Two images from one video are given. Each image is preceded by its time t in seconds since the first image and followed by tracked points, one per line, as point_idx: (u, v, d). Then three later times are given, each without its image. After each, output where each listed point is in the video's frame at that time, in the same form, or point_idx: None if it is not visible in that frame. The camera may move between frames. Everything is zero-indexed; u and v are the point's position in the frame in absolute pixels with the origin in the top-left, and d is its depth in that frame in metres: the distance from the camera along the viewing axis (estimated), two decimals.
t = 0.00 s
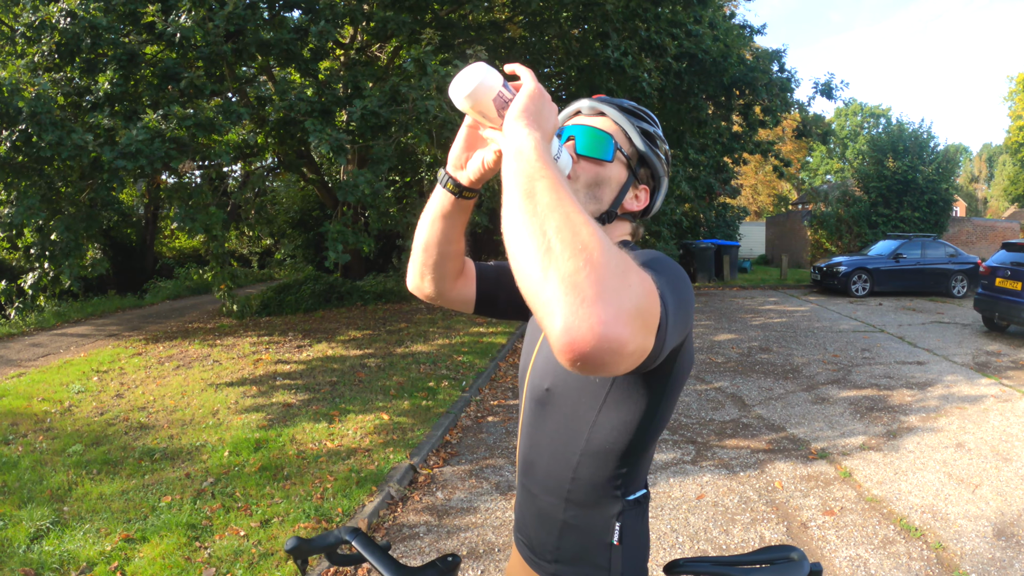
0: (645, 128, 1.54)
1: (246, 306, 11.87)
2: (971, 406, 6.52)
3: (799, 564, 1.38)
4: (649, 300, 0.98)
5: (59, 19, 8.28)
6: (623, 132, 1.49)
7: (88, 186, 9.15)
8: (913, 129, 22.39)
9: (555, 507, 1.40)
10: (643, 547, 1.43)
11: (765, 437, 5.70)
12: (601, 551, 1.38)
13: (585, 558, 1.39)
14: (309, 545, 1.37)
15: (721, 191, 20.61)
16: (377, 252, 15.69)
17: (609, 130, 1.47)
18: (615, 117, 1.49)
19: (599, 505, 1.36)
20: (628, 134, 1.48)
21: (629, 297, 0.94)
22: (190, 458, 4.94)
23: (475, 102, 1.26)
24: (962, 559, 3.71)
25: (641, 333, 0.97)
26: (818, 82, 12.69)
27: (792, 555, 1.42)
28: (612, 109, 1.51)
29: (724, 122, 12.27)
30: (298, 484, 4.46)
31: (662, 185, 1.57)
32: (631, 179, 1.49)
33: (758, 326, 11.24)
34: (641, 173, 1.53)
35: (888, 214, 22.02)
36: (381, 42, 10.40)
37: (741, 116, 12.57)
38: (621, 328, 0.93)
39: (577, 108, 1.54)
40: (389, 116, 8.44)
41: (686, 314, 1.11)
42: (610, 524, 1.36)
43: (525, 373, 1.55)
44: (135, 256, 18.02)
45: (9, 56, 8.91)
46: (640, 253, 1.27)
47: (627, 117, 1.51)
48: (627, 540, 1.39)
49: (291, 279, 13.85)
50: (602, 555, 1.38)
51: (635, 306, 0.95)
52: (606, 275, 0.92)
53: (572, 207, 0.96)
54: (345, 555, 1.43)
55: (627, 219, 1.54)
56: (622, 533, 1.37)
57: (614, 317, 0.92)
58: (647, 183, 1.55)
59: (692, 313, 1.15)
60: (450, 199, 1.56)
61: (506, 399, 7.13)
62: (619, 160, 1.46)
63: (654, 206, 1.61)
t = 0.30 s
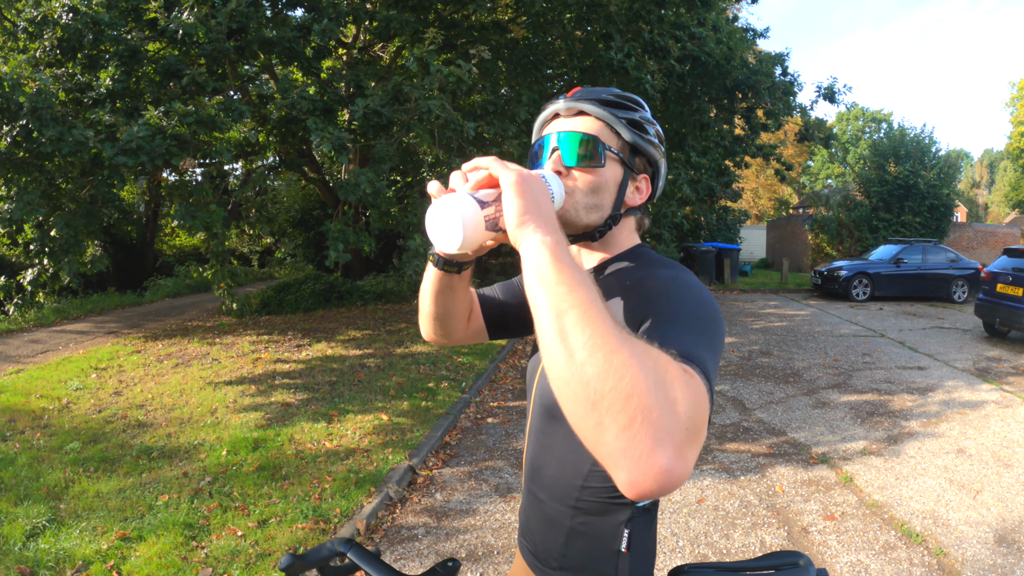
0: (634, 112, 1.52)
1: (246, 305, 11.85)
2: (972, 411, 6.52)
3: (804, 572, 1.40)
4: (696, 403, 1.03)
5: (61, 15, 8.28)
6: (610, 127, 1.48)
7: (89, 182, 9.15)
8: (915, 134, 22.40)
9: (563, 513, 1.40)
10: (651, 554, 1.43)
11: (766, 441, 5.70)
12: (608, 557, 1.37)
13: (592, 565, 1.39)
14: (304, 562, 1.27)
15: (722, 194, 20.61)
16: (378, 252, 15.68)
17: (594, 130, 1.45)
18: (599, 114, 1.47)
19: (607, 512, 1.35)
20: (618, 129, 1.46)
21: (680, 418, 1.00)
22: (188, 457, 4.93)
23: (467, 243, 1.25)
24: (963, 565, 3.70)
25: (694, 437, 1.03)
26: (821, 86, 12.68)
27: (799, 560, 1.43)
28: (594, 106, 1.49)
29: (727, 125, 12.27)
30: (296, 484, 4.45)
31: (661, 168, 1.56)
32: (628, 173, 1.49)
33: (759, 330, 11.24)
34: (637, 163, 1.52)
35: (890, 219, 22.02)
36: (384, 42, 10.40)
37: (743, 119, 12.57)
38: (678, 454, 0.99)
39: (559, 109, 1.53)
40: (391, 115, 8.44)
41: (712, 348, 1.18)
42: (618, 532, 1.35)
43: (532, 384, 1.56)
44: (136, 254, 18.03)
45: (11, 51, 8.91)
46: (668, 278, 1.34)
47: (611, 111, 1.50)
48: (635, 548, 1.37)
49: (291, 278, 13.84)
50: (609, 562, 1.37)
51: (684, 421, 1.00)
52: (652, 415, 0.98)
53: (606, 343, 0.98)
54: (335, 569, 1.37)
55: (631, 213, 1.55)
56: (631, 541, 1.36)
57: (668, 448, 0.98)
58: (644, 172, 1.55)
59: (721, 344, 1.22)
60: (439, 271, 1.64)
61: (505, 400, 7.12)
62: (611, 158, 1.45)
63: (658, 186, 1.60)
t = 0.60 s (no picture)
0: (588, 100, 1.47)
1: (248, 303, 11.86)
2: (975, 411, 6.49)
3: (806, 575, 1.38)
4: (703, 495, 1.08)
5: (61, 13, 8.29)
6: (579, 137, 1.46)
7: (90, 181, 9.17)
8: (919, 132, 22.33)
9: (565, 521, 1.41)
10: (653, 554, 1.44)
11: (768, 441, 5.68)
12: (613, 564, 1.39)
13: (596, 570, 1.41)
14: None
15: (724, 193, 20.59)
16: (380, 251, 15.68)
17: (565, 152, 1.45)
18: (562, 130, 1.43)
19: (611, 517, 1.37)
20: (590, 137, 1.45)
21: (688, 522, 1.06)
22: (188, 455, 4.94)
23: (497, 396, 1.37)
24: (966, 567, 3.68)
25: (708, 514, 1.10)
26: (824, 84, 12.64)
27: (801, 565, 1.42)
28: (552, 120, 1.44)
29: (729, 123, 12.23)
30: (296, 484, 4.45)
31: (636, 143, 1.55)
32: (611, 173, 1.50)
33: (761, 329, 11.21)
34: (614, 156, 1.52)
35: (893, 218, 21.96)
36: (385, 40, 10.39)
37: (746, 117, 12.54)
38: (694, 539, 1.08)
39: (516, 136, 1.48)
40: (392, 113, 8.42)
41: (733, 368, 1.21)
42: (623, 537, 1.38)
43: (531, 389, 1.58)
44: (138, 252, 18.07)
45: (12, 50, 8.92)
46: (683, 286, 1.34)
47: (569, 117, 1.45)
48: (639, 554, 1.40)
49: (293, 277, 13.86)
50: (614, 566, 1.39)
51: (693, 518, 1.07)
52: (661, 529, 1.06)
53: (605, 487, 1.03)
54: None
55: (628, 205, 1.59)
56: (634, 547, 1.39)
57: (682, 545, 1.07)
58: (622, 160, 1.55)
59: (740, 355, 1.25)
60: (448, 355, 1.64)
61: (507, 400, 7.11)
62: (590, 171, 1.46)
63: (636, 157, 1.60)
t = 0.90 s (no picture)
0: (584, 91, 1.48)
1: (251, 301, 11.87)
2: (979, 408, 6.48)
3: (811, 571, 1.40)
4: (729, 505, 1.10)
5: (64, 12, 8.32)
6: (579, 131, 1.47)
7: (93, 179, 9.19)
8: (922, 129, 22.28)
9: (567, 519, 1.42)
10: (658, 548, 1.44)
11: (771, 438, 5.68)
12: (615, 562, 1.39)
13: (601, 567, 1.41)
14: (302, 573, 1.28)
15: (727, 190, 20.57)
16: (382, 249, 15.69)
17: (568, 147, 1.45)
18: (563, 124, 1.44)
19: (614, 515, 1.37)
20: (592, 130, 1.46)
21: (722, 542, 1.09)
22: (191, 452, 4.96)
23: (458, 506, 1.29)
24: (969, 564, 3.68)
25: (748, 513, 1.12)
26: (827, 81, 12.61)
27: (804, 560, 1.44)
28: (553, 114, 1.45)
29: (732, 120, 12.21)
30: (299, 481, 4.45)
31: (632, 134, 1.56)
32: (611, 165, 1.50)
33: (765, 326, 11.21)
34: (613, 148, 1.52)
35: (897, 215, 21.90)
36: (388, 37, 10.39)
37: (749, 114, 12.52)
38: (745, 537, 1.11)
39: (515, 134, 1.47)
40: (394, 110, 8.42)
41: (741, 368, 1.17)
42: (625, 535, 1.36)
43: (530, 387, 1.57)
44: (141, 250, 18.11)
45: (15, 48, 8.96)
46: (678, 289, 1.29)
47: (568, 111, 1.45)
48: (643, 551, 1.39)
49: (296, 275, 13.87)
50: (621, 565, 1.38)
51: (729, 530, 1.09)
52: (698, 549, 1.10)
53: (623, 546, 1.10)
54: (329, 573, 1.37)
55: (628, 196, 1.58)
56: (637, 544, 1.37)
57: (728, 548, 1.10)
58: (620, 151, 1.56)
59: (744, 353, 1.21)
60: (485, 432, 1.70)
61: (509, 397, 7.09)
62: (594, 164, 1.47)
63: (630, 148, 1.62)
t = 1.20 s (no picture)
0: (578, 85, 1.47)
1: (252, 300, 11.88)
2: (982, 406, 6.47)
3: (810, 569, 1.40)
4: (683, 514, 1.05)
5: (64, 12, 8.32)
6: (573, 124, 1.45)
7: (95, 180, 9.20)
8: (924, 127, 22.24)
9: (560, 516, 1.41)
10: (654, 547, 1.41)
11: (773, 436, 5.67)
12: (607, 561, 1.36)
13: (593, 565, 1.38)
14: (297, 573, 1.28)
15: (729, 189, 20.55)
16: (383, 248, 15.70)
17: (561, 140, 1.44)
18: (556, 117, 1.43)
19: (606, 515, 1.34)
20: (585, 124, 1.44)
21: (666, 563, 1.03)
22: (193, 451, 4.97)
23: None
24: (971, 562, 3.67)
25: (698, 531, 1.06)
26: (829, 78, 12.59)
27: (803, 559, 1.44)
28: (546, 108, 1.45)
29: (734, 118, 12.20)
30: (300, 480, 4.46)
31: (627, 128, 1.54)
32: (605, 160, 1.48)
33: (766, 324, 11.19)
34: (607, 141, 1.50)
35: (899, 213, 21.85)
36: (389, 36, 10.39)
37: (750, 112, 12.51)
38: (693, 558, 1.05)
39: (508, 127, 1.48)
40: (395, 109, 8.41)
41: (719, 368, 1.12)
42: (616, 533, 1.34)
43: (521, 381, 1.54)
44: (143, 251, 18.14)
45: (15, 48, 8.96)
46: (665, 288, 1.24)
47: (564, 105, 1.45)
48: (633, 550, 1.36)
49: (298, 275, 13.88)
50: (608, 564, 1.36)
51: (675, 547, 1.04)
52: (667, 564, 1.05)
53: None
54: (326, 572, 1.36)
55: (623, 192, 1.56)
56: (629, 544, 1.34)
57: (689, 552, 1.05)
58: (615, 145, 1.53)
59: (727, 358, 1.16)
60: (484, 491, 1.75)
61: (511, 396, 7.09)
62: (588, 158, 1.45)
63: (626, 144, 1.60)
